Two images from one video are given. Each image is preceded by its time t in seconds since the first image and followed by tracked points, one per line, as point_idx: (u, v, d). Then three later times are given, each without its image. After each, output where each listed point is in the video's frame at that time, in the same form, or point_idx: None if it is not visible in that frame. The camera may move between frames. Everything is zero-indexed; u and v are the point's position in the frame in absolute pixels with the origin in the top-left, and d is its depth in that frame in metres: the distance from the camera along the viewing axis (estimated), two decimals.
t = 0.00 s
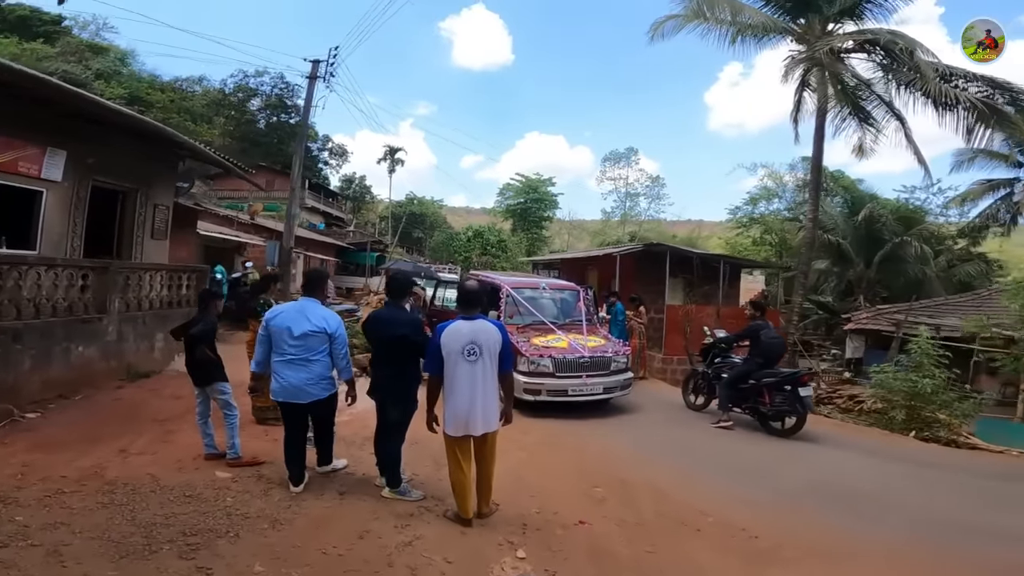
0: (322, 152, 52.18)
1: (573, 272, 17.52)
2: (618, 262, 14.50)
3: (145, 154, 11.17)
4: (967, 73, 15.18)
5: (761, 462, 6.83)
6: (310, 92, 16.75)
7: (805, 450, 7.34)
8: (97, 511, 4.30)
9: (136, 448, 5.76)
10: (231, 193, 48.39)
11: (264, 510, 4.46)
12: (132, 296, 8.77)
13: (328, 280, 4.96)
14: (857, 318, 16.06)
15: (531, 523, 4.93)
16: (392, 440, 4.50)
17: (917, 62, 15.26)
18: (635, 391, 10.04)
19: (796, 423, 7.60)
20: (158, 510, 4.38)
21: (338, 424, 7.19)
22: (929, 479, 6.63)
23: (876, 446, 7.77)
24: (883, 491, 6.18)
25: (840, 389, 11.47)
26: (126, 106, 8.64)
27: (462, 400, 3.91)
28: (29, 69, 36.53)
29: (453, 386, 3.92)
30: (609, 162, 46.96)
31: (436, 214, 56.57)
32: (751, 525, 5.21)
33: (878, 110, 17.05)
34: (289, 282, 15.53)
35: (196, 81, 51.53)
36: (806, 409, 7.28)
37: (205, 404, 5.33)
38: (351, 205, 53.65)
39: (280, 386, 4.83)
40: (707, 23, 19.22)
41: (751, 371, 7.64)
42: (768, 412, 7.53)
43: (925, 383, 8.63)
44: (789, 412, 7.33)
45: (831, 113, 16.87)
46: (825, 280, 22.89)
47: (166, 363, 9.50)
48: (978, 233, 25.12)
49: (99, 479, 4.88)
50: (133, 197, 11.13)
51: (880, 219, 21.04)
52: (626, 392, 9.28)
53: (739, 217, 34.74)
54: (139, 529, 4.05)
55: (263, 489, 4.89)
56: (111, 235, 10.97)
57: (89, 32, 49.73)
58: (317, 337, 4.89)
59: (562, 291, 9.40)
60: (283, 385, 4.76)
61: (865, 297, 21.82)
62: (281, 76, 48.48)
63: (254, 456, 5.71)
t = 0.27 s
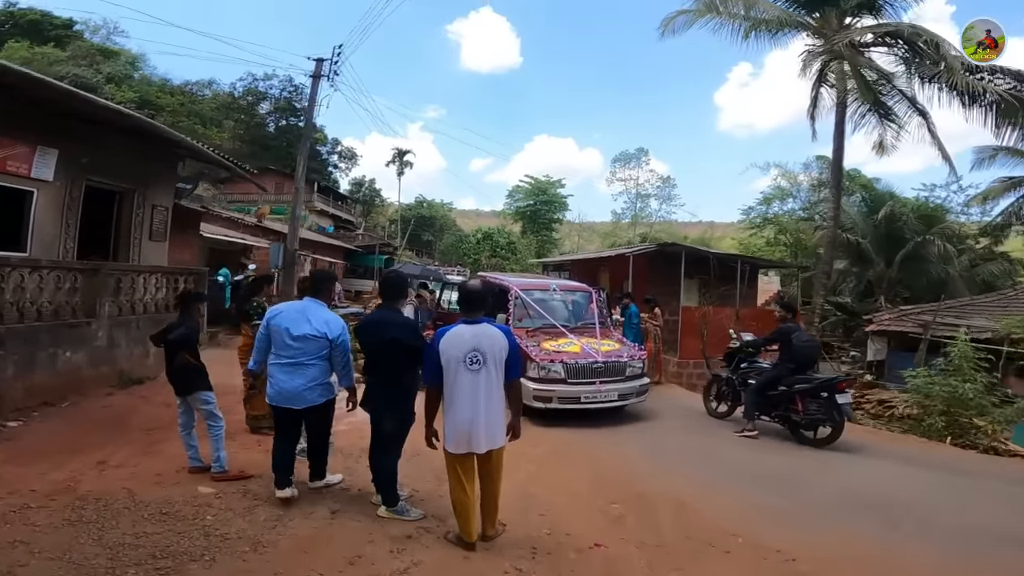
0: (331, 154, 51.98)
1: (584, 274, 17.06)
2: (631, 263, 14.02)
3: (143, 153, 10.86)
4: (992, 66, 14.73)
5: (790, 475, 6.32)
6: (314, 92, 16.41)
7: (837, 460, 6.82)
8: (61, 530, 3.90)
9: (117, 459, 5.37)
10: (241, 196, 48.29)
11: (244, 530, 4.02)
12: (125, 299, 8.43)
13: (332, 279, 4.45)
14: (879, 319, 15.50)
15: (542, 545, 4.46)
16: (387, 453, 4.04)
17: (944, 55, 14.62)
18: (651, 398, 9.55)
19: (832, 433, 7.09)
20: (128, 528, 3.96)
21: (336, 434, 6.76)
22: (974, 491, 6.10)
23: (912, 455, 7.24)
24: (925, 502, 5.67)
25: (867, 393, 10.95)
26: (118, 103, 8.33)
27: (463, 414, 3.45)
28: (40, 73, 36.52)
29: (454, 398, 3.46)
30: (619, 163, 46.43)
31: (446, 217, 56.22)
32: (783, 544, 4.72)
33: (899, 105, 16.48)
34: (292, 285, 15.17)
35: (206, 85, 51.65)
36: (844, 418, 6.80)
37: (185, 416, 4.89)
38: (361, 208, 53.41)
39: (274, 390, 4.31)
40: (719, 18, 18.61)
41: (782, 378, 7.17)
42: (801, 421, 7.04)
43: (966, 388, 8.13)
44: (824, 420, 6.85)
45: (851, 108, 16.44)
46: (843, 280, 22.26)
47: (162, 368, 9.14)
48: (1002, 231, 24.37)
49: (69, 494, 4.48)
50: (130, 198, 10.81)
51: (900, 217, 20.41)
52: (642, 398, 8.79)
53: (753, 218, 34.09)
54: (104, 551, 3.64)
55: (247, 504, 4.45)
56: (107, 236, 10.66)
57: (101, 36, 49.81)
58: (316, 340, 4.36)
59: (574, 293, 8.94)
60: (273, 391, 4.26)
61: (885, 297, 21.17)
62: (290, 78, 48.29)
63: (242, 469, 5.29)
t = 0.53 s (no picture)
0: (341, 157, 51.76)
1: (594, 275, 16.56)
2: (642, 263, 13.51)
3: (137, 151, 10.55)
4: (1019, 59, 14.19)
5: (821, 492, 5.79)
6: (317, 90, 16.07)
7: (866, 472, 6.30)
8: (7, 543, 3.51)
9: (87, 467, 4.98)
10: (251, 199, 48.22)
11: (210, 545, 3.61)
12: (114, 300, 8.09)
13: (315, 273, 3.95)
14: (900, 321, 14.91)
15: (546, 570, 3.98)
16: (369, 467, 3.60)
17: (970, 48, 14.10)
18: (664, 404, 9.06)
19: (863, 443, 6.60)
20: (81, 544, 3.56)
21: (328, 441, 6.35)
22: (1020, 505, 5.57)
23: (947, 466, 6.70)
24: (969, 521, 5.14)
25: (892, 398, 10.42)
26: (104, 98, 8.01)
27: (448, 427, 3.03)
28: (52, 77, 36.58)
29: (440, 410, 3.04)
30: (629, 164, 45.89)
31: (455, 219, 55.86)
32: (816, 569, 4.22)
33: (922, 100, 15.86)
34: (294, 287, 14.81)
35: (216, 88, 51.67)
36: (879, 427, 6.32)
37: (155, 425, 4.51)
38: (371, 211, 53.17)
39: (252, 393, 3.89)
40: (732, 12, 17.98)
41: (809, 386, 6.69)
42: (830, 430, 6.56)
43: (1004, 394, 7.62)
44: (860, 429, 6.39)
45: (870, 103, 15.91)
46: (861, 282, 21.62)
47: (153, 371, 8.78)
48: None
49: (27, 504, 4.10)
50: (124, 197, 10.51)
51: (921, 217, 19.75)
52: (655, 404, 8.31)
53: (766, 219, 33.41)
54: (48, 568, 3.24)
55: (218, 514, 4.04)
56: (101, 236, 10.36)
57: (113, 40, 49.95)
58: (295, 339, 3.87)
59: (582, 295, 8.49)
60: (246, 394, 3.84)
61: (906, 299, 20.51)
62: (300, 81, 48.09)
63: (221, 478, 4.87)
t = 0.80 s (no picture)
0: (350, 155, 51.47)
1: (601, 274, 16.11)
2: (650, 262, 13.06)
3: (126, 145, 10.24)
4: None
5: (842, 504, 5.32)
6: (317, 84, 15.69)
7: (890, 483, 5.83)
8: None
9: (45, 470, 4.62)
10: (259, 198, 48.10)
11: (155, 560, 3.21)
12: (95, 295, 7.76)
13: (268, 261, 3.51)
14: (917, 322, 14.30)
15: None
16: (338, 478, 3.17)
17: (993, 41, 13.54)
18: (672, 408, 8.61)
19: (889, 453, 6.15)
20: (13, 556, 3.17)
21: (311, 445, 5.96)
22: None
23: (977, 477, 6.21)
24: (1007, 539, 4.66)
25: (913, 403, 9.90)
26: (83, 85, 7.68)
27: (418, 439, 2.61)
28: (62, 75, 36.53)
29: (410, 421, 2.62)
30: (638, 163, 45.32)
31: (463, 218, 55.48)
32: None
33: (941, 95, 15.30)
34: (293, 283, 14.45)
35: (224, 87, 51.64)
36: (908, 435, 5.88)
37: (113, 426, 4.14)
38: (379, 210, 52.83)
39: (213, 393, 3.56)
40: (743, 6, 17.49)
41: (831, 391, 6.23)
42: (853, 439, 6.10)
43: None
44: (886, 437, 5.94)
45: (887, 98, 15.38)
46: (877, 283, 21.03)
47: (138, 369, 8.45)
48: None
49: None
50: (114, 191, 10.19)
51: (939, 217, 19.15)
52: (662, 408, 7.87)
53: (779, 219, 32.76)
54: None
55: (173, 522, 3.65)
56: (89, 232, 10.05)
57: (125, 38, 50.01)
58: (249, 336, 3.44)
59: (586, 293, 8.05)
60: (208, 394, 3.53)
61: (923, 300, 19.88)
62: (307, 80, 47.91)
63: (187, 483, 4.49)
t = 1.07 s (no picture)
0: (365, 157, 51.33)
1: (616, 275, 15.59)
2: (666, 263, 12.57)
3: (125, 141, 10.01)
4: None
5: (870, 522, 4.85)
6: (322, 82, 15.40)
7: (922, 500, 5.34)
8: None
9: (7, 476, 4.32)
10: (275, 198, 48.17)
11: None
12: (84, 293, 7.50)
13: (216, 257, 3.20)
14: (947, 327, 13.63)
15: None
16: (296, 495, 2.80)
17: None
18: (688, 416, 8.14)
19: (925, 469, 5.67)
20: None
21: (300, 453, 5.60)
22: None
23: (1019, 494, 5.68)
24: None
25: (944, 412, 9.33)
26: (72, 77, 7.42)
27: (378, 460, 2.24)
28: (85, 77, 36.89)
29: (371, 439, 2.25)
30: (655, 164, 44.57)
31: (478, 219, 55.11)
32: None
33: (972, 92, 14.61)
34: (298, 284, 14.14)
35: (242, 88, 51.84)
36: (948, 451, 5.40)
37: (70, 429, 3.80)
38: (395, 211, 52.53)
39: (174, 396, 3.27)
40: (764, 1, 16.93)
41: (862, 401, 5.77)
42: (885, 454, 5.63)
43: None
44: (924, 452, 5.46)
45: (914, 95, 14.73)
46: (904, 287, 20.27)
47: (130, 369, 8.17)
48: None
49: None
50: (113, 189, 9.99)
51: (970, 218, 18.37)
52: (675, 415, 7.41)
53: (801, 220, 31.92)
54: None
55: (126, 535, 3.30)
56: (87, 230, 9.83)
57: (146, 41, 50.35)
58: (197, 338, 3.10)
59: (597, 294, 7.61)
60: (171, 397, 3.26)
61: (953, 305, 19.09)
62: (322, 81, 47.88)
63: (155, 490, 4.15)
